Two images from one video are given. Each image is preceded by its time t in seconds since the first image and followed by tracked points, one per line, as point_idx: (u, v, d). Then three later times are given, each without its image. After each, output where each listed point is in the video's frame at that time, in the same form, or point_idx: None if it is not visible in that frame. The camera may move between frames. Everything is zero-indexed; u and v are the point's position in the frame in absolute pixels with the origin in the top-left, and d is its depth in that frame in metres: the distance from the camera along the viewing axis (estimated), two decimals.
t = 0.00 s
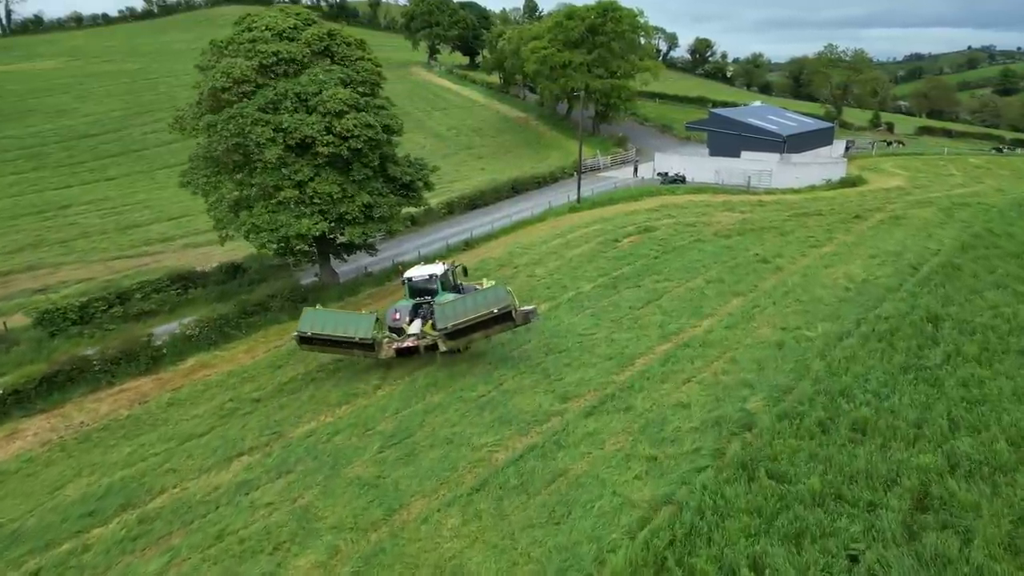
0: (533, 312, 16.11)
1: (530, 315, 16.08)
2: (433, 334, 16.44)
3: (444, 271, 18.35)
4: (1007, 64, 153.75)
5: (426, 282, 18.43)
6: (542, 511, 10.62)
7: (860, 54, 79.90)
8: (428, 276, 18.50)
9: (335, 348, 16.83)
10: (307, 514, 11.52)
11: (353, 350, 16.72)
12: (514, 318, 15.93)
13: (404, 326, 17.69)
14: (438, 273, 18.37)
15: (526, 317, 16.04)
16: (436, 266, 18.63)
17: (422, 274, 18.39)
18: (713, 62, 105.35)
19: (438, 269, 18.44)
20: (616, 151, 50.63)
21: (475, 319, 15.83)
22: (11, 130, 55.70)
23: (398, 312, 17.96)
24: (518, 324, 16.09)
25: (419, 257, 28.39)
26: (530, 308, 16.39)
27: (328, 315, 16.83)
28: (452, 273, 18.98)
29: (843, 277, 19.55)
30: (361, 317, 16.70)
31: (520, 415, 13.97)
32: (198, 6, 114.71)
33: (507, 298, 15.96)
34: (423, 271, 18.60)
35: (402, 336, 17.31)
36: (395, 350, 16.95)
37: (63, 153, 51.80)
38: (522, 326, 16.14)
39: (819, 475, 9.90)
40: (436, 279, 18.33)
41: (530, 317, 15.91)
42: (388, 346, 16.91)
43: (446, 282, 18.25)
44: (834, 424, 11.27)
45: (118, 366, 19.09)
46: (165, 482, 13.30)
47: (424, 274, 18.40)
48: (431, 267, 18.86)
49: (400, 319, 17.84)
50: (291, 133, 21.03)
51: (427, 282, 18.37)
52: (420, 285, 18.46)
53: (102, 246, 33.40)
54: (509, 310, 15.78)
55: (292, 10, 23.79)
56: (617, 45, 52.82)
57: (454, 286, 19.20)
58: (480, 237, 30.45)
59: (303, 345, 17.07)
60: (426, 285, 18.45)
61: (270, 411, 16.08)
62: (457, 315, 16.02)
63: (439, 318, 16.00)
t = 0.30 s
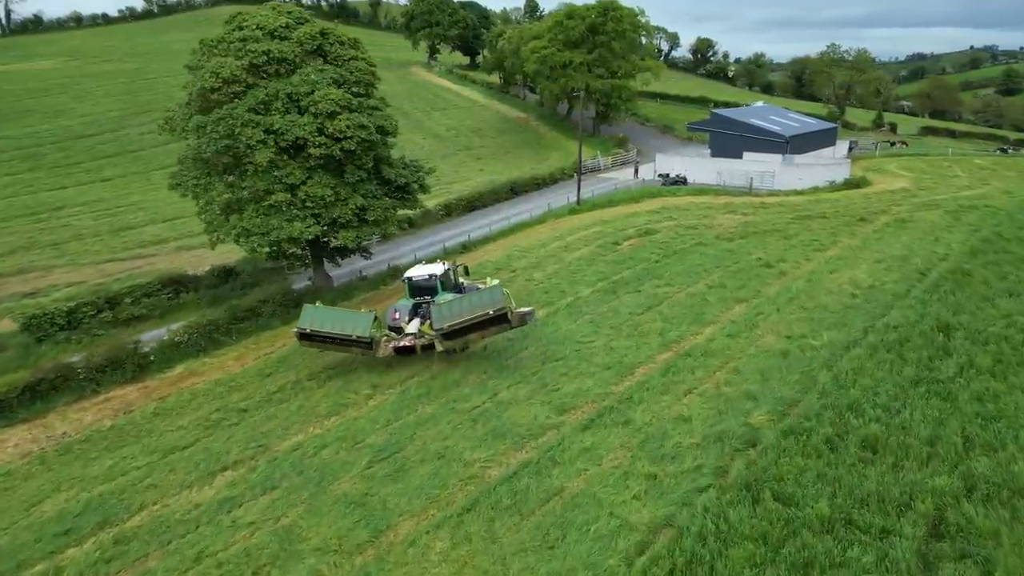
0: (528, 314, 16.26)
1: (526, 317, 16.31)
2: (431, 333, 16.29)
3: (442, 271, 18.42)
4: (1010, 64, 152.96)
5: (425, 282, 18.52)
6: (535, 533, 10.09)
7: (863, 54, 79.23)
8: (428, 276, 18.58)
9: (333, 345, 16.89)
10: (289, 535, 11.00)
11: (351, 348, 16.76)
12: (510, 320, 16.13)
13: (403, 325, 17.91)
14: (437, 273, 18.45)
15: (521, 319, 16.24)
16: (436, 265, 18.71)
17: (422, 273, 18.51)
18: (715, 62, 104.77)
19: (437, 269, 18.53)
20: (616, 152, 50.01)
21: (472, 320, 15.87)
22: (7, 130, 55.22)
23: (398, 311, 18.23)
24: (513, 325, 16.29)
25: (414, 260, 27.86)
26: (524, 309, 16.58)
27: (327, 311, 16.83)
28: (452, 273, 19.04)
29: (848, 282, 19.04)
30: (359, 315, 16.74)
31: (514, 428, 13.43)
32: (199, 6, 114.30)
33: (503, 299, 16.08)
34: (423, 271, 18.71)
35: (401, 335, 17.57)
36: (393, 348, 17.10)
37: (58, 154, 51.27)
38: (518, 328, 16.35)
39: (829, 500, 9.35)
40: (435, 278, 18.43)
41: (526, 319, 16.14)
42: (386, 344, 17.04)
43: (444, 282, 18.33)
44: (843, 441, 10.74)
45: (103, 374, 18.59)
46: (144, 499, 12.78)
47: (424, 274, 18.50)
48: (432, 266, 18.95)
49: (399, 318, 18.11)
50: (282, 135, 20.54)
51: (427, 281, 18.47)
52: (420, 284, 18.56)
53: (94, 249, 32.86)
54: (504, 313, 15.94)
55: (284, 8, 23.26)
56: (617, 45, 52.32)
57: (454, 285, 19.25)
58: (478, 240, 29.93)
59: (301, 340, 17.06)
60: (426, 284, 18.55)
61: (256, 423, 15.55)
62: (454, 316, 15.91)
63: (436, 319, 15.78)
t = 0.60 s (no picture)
0: (525, 311, 16.15)
1: (521, 315, 16.23)
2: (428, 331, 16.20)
3: (443, 270, 18.56)
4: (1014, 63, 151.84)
5: (425, 281, 18.61)
6: (528, 558, 9.58)
7: (866, 53, 78.47)
8: (428, 275, 18.68)
9: (333, 343, 16.81)
10: (271, 559, 10.49)
11: (350, 346, 16.67)
12: (505, 318, 16.02)
13: (402, 323, 17.94)
14: (437, 272, 18.58)
15: (516, 317, 16.19)
16: (436, 265, 18.85)
17: (422, 271, 18.62)
18: (717, 62, 104.13)
19: (438, 268, 18.66)
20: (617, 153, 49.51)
21: (468, 318, 15.75)
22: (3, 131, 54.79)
23: (399, 310, 18.29)
24: (509, 324, 16.16)
25: (410, 264, 27.32)
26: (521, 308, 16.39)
27: (327, 309, 16.77)
28: (453, 273, 19.12)
29: (853, 288, 18.55)
30: (358, 312, 16.65)
31: (509, 442, 12.92)
32: (200, 6, 113.88)
33: (499, 297, 15.91)
34: (423, 270, 18.80)
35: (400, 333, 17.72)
36: (392, 346, 17.12)
37: (54, 155, 50.79)
38: (513, 325, 16.22)
39: (839, 526, 8.83)
40: (436, 276, 18.53)
41: (521, 317, 16.09)
42: (386, 342, 17.02)
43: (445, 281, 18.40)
44: (852, 460, 10.23)
45: (88, 382, 18.09)
46: (123, 516, 12.28)
47: (424, 273, 18.59)
48: (434, 265, 19.04)
49: (399, 317, 18.20)
50: (272, 137, 20.04)
51: (427, 280, 18.55)
52: (421, 283, 18.64)
53: (86, 252, 32.37)
54: (499, 310, 15.77)
55: (276, 6, 22.78)
56: (618, 45, 51.79)
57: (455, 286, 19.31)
58: (475, 243, 29.41)
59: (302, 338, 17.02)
60: (426, 283, 18.65)
61: (243, 435, 15.04)
62: (450, 313, 15.82)
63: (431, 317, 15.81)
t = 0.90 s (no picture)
0: (519, 307, 16.32)
1: (516, 310, 16.26)
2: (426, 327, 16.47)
3: (445, 269, 18.25)
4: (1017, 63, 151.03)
5: (427, 280, 18.30)
6: None
7: (869, 53, 77.85)
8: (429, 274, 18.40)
9: (333, 339, 16.94)
10: None
11: (350, 342, 16.77)
12: (501, 314, 16.07)
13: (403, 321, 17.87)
14: (439, 271, 18.28)
15: (510, 313, 16.33)
16: (439, 263, 18.55)
17: (425, 270, 18.29)
18: (719, 61, 103.56)
19: (440, 267, 18.34)
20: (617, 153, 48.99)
21: (464, 314, 15.91)
22: None
23: (400, 308, 18.34)
24: (504, 318, 16.23)
25: (406, 267, 26.78)
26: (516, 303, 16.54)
27: (327, 306, 16.93)
28: (456, 273, 18.82)
29: (859, 294, 18.03)
30: (357, 309, 16.72)
31: (502, 458, 12.39)
32: (200, 5, 113.39)
33: (493, 293, 15.95)
34: (426, 268, 18.47)
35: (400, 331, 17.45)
36: (392, 343, 17.06)
37: (50, 156, 50.29)
38: (509, 320, 16.33)
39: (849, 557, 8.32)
40: (438, 276, 18.26)
41: (515, 311, 16.13)
42: (386, 339, 16.90)
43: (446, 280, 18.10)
44: (861, 482, 9.72)
45: (70, 392, 17.59)
46: (98, 536, 11.78)
47: (426, 271, 18.26)
48: (435, 263, 18.72)
49: (400, 315, 18.15)
50: (262, 138, 19.54)
51: (429, 279, 18.25)
52: (422, 282, 18.32)
53: (77, 255, 31.85)
54: (494, 306, 15.82)
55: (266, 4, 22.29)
56: (619, 44, 51.23)
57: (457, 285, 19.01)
58: (473, 246, 28.88)
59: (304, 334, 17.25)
60: (427, 282, 18.33)
61: (228, 447, 14.53)
62: (446, 310, 16.02)
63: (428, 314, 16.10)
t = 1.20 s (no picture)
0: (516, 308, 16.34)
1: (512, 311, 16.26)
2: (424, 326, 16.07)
3: (446, 268, 17.75)
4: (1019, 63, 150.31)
5: (428, 279, 17.78)
6: None
7: (871, 53, 77.24)
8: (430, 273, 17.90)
9: (334, 336, 16.99)
10: None
11: (350, 339, 16.80)
12: (496, 314, 16.09)
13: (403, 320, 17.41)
14: (441, 270, 17.77)
15: (507, 315, 16.28)
16: (441, 262, 18.07)
17: (427, 269, 17.80)
18: (720, 61, 103.03)
19: (442, 266, 17.82)
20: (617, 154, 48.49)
21: (461, 313, 15.73)
22: None
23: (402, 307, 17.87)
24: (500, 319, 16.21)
25: (401, 271, 26.23)
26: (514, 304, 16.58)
27: (329, 303, 17.06)
28: (459, 272, 18.29)
29: (865, 300, 17.48)
30: (358, 306, 16.80)
31: (493, 475, 11.85)
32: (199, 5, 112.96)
33: (490, 293, 16.01)
34: (428, 267, 18.00)
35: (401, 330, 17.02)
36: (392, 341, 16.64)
37: (44, 156, 49.81)
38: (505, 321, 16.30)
39: None
40: (440, 276, 17.75)
41: (512, 312, 16.16)
42: (385, 337, 16.60)
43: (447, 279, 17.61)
44: (873, 507, 9.21)
45: (52, 401, 17.06)
46: (71, 558, 11.31)
47: (427, 270, 17.78)
48: (438, 263, 18.24)
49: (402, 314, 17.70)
50: (251, 139, 19.02)
51: (431, 278, 17.73)
52: (423, 281, 17.80)
53: (67, 258, 31.31)
54: (490, 306, 15.87)
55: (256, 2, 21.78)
56: (619, 44, 50.66)
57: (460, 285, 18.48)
58: (469, 249, 28.34)
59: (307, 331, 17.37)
60: (428, 282, 17.81)
61: (211, 461, 14.01)
62: (444, 309, 15.76)
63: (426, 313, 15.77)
